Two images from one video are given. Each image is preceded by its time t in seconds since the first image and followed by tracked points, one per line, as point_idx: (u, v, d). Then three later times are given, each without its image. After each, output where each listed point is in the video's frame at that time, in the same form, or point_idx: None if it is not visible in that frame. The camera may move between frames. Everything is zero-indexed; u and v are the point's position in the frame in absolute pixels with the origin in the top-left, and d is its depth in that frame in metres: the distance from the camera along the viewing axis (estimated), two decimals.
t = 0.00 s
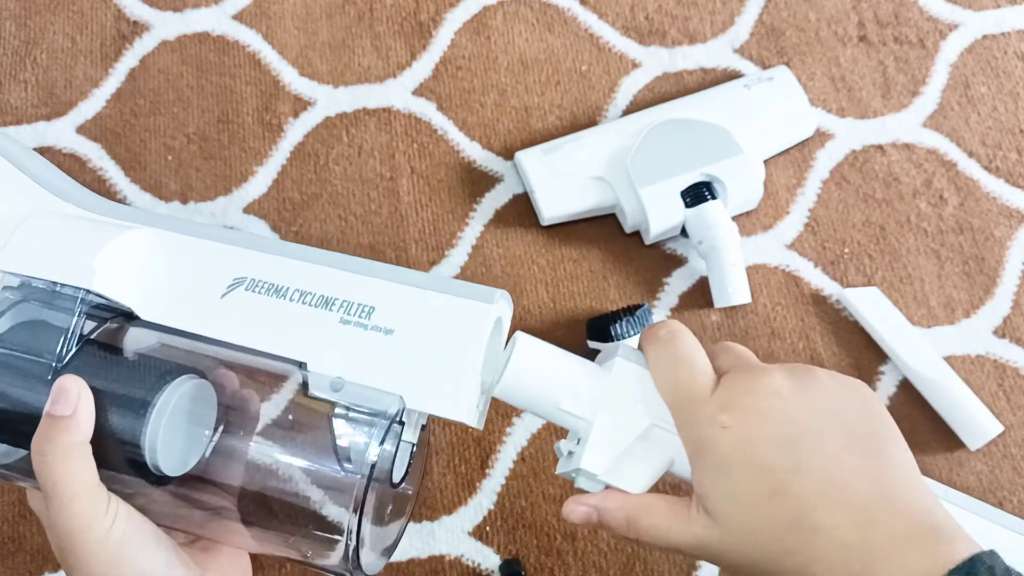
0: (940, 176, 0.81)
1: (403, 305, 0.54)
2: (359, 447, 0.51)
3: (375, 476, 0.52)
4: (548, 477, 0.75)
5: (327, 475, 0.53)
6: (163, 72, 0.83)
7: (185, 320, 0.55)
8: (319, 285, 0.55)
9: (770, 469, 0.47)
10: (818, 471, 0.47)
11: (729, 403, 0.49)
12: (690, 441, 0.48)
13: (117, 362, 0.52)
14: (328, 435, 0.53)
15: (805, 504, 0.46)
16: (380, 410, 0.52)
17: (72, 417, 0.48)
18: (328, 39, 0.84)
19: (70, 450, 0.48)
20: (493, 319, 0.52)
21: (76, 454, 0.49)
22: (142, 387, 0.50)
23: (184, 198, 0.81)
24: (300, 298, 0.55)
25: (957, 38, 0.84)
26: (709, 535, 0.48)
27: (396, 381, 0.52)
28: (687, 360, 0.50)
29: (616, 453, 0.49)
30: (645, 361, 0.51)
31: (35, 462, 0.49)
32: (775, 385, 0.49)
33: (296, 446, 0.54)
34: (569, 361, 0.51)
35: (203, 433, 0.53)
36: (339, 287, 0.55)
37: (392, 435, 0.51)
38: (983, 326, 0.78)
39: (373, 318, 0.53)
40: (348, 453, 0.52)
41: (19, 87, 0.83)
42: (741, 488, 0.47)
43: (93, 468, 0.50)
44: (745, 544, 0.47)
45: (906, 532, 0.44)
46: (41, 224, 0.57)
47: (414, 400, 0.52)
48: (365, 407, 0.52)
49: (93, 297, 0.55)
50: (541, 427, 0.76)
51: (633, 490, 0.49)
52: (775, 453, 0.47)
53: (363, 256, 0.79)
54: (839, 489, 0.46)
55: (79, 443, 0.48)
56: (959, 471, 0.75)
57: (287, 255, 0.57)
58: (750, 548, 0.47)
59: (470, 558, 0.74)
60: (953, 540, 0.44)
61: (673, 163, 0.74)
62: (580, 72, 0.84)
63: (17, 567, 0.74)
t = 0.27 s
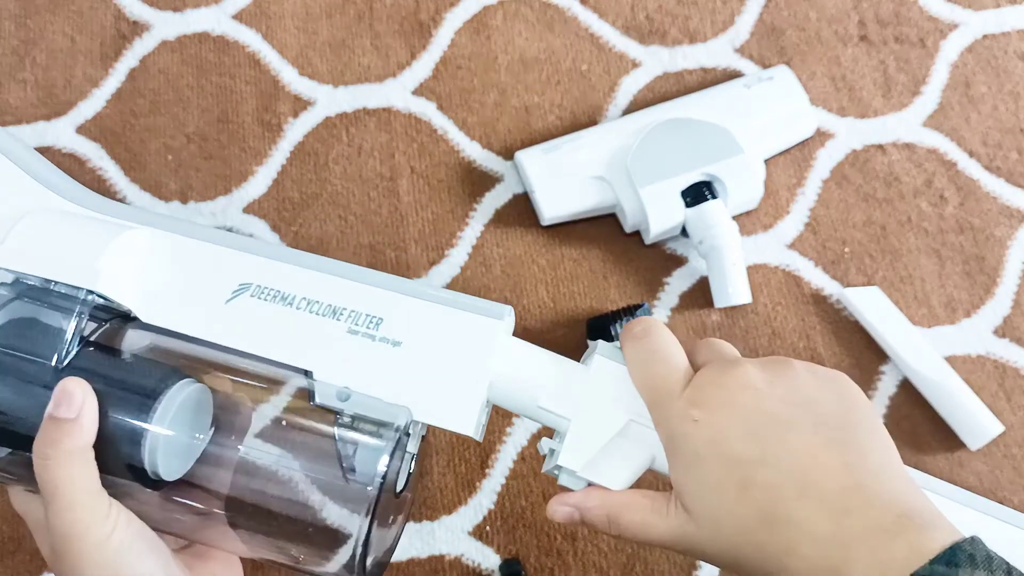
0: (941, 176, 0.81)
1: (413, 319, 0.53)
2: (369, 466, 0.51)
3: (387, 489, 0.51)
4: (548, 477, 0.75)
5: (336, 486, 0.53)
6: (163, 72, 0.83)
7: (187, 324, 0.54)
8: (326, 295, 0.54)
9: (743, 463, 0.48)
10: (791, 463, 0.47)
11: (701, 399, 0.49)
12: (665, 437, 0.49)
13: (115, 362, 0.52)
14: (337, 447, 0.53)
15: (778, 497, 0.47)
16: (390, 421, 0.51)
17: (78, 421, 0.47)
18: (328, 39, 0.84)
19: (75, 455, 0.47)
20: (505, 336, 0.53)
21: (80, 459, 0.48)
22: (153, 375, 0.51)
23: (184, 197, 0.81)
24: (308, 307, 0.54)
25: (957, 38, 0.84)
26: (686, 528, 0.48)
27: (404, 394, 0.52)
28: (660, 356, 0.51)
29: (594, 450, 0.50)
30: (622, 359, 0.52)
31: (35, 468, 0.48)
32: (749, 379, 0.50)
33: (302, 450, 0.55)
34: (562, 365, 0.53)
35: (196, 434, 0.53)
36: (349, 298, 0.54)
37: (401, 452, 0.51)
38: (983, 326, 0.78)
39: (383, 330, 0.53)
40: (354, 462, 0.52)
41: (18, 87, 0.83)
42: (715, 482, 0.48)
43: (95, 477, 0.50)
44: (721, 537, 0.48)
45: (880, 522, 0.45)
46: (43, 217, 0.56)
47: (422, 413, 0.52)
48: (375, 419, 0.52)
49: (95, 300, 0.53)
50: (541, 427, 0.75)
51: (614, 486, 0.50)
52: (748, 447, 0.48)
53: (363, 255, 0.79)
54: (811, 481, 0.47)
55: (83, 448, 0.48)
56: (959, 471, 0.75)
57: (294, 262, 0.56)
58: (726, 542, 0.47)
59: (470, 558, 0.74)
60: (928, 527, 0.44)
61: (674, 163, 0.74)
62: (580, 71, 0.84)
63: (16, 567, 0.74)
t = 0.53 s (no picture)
0: (940, 176, 0.81)
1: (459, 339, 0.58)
2: (406, 484, 0.51)
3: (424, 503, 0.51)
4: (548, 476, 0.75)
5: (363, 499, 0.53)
6: (163, 72, 0.83)
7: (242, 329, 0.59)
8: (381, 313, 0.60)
9: (711, 458, 0.47)
10: (759, 457, 0.46)
11: (668, 394, 0.49)
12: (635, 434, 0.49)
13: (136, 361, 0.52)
14: (369, 460, 0.53)
15: (746, 489, 0.46)
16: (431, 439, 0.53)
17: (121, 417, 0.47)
18: (328, 39, 0.84)
19: (117, 451, 0.48)
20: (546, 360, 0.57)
21: (121, 454, 0.48)
22: (184, 381, 0.52)
23: (184, 197, 0.81)
24: (352, 317, 0.60)
25: (957, 38, 0.84)
26: (659, 526, 0.48)
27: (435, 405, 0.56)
28: (630, 351, 0.51)
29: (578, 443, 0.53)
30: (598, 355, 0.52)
31: (75, 467, 0.49)
32: (715, 371, 0.49)
33: (318, 455, 0.55)
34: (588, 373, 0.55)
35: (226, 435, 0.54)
36: (399, 316, 0.60)
37: (438, 471, 0.51)
38: (983, 326, 0.78)
39: (426, 347, 0.58)
40: (388, 475, 0.52)
41: (18, 87, 0.83)
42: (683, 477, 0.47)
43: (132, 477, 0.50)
44: (692, 535, 0.47)
45: (852, 512, 0.43)
46: (124, 210, 0.63)
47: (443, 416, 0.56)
48: (416, 434, 0.53)
49: (143, 293, 0.58)
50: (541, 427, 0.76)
51: (595, 482, 0.52)
52: (714, 440, 0.47)
53: (363, 255, 0.79)
54: (780, 474, 0.45)
55: (124, 444, 0.48)
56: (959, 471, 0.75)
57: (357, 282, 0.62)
58: (698, 539, 0.47)
59: (470, 558, 0.74)
60: (902, 515, 0.42)
61: (674, 163, 0.73)
62: (580, 71, 0.84)
63: (16, 567, 0.74)
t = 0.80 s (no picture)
0: (939, 176, 0.82)
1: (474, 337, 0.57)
2: (416, 483, 0.51)
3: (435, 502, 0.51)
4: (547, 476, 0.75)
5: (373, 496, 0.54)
6: (164, 72, 0.84)
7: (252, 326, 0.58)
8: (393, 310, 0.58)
9: (709, 456, 0.47)
10: (756, 455, 0.46)
11: (666, 393, 0.50)
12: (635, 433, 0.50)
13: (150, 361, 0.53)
14: (379, 457, 0.54)
15: (744, 488, 0.46)
16: (441, 438, 0.52)
17: (134, 416, 0.48)
18: (329, 40, 0.85)
19: (131, 448, 0.49)
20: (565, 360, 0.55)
21: (135, 452, 0.49)
22: (199, 379, 0.53)
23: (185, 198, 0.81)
24: (363, 316, 0.58)
25: (956, 38, 0.85)
26: (658, 524, 0.48)
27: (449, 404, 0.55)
28: (630, 350, 0.52)
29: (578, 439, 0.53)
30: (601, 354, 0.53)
31: (87, 466, 0.49)
32: (715, 371, 0.50)
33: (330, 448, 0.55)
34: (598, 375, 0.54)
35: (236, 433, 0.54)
36: (411, 313, 0.58)
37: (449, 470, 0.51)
38: (982, 325, 0.78)
39: (437, 346, 0.57)
40: (399, 474, 0.52)
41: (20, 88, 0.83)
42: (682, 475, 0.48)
43: (145, 472, 0.51)
44: (691, 532, 0.47)
45: (849, 510, 0.43)
46: (129, 204, 0.60)
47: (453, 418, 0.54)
48: (426, 433, 0.53)
49: (155, 292, 0.57)
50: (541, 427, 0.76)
51: (595, 479, 0.52)
52: (712, 440, 0.48)
53: (363, 256, 0.79)
54: (777, 472, 0.45)
55: (137, 443, 0.49)
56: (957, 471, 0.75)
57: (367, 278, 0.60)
58: (697, 537, 0.47)
59: (470, 557, 0.74)
60: (899, 512, 0.42)
61: (674, 163, 0.74)
62: (579, 72, 0.84)
63: (17, 566, 0.75)
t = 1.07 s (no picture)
0: (940, 176, 0.81)
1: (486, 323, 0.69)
2: (439, 464, 0.54)
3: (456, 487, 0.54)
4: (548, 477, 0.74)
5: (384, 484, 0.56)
6: (163, 72, 0.83)
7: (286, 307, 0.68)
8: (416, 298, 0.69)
9: (710, 438, 0.49)
10: (756, 436, 0.48)
11: (669, 378, 0.52)
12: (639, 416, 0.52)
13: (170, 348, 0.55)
14: (401, 443, 0.57)
15: (745, 468, 0.48)
16: (462, 423, 0.56)
17: (161, 406, 0.48)
18: (328, 39, 0.84)
19: (158, 439, 0.49)
20: (568, 341, 0.68)
21: (162, 443, 0.49)
22: (218, 366, 0.54)
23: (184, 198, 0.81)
24: (386, 304, 0.69)
25: (956, 38, 0.84)
26: (662, 502, 0.51)
27: (464, 379, 0.66)
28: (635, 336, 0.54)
29: (579, 428, 0.65)
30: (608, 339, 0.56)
31: (114, 455, 0.49)
32: (717, 357, 0.52)
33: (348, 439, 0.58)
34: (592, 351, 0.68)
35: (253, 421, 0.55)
36: (438, 304, 0.69)
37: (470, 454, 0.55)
38: (983, 326, 0.78)
39: (455, 332, 0.68)
40: (421, 460, 0.55)
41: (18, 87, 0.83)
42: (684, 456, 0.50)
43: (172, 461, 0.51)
44: (693, 510, 0.49)
45: (844, 488, 0.45)
46: (156, 198, 0.65)
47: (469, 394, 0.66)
48: (446, 418, 0.57)
49: (172, 279, 0.61)
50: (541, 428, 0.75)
51: (599, 459, 0.63)
52: (714, 422, 0.50)
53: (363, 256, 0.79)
54: (777, 453, 0.48)
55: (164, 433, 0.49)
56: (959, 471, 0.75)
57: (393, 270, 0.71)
58: (699, 515, 0.49)
59: (470, 558, 0.74)
60: (894, 489, 0.44)
61: (674, 163, 0.74)
62: (579, 72, 0.84)
63: (16, 567, 0.74)
